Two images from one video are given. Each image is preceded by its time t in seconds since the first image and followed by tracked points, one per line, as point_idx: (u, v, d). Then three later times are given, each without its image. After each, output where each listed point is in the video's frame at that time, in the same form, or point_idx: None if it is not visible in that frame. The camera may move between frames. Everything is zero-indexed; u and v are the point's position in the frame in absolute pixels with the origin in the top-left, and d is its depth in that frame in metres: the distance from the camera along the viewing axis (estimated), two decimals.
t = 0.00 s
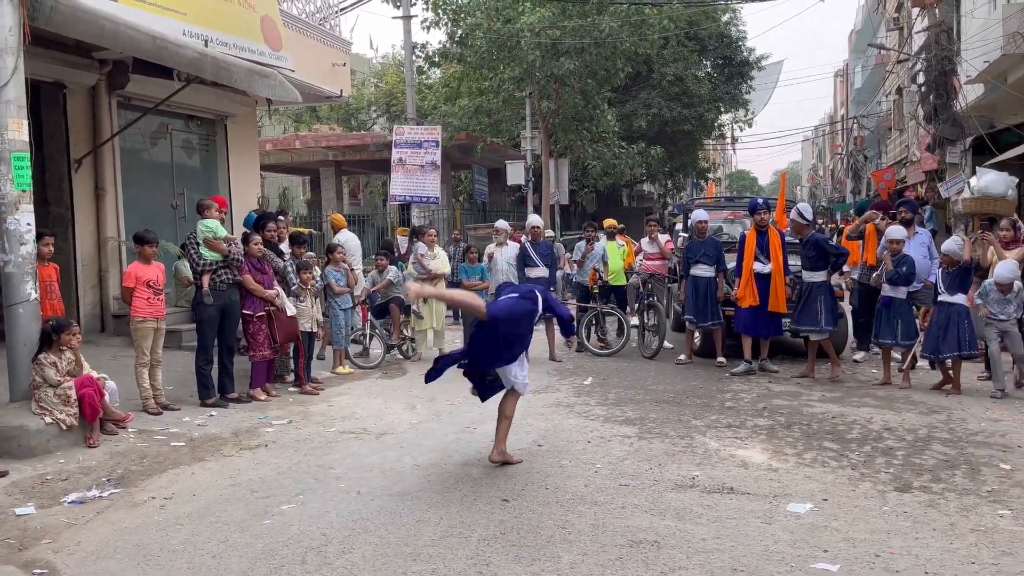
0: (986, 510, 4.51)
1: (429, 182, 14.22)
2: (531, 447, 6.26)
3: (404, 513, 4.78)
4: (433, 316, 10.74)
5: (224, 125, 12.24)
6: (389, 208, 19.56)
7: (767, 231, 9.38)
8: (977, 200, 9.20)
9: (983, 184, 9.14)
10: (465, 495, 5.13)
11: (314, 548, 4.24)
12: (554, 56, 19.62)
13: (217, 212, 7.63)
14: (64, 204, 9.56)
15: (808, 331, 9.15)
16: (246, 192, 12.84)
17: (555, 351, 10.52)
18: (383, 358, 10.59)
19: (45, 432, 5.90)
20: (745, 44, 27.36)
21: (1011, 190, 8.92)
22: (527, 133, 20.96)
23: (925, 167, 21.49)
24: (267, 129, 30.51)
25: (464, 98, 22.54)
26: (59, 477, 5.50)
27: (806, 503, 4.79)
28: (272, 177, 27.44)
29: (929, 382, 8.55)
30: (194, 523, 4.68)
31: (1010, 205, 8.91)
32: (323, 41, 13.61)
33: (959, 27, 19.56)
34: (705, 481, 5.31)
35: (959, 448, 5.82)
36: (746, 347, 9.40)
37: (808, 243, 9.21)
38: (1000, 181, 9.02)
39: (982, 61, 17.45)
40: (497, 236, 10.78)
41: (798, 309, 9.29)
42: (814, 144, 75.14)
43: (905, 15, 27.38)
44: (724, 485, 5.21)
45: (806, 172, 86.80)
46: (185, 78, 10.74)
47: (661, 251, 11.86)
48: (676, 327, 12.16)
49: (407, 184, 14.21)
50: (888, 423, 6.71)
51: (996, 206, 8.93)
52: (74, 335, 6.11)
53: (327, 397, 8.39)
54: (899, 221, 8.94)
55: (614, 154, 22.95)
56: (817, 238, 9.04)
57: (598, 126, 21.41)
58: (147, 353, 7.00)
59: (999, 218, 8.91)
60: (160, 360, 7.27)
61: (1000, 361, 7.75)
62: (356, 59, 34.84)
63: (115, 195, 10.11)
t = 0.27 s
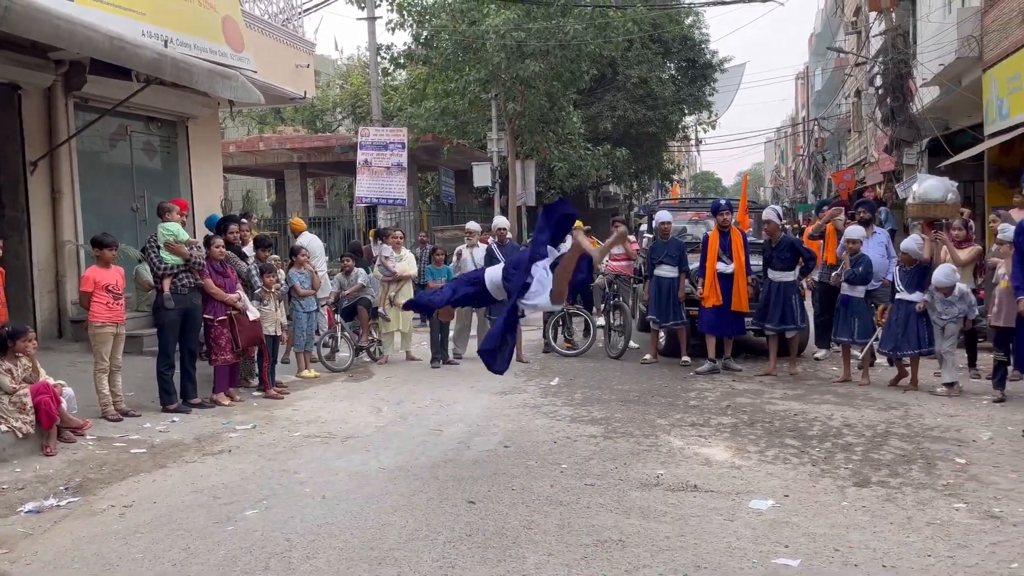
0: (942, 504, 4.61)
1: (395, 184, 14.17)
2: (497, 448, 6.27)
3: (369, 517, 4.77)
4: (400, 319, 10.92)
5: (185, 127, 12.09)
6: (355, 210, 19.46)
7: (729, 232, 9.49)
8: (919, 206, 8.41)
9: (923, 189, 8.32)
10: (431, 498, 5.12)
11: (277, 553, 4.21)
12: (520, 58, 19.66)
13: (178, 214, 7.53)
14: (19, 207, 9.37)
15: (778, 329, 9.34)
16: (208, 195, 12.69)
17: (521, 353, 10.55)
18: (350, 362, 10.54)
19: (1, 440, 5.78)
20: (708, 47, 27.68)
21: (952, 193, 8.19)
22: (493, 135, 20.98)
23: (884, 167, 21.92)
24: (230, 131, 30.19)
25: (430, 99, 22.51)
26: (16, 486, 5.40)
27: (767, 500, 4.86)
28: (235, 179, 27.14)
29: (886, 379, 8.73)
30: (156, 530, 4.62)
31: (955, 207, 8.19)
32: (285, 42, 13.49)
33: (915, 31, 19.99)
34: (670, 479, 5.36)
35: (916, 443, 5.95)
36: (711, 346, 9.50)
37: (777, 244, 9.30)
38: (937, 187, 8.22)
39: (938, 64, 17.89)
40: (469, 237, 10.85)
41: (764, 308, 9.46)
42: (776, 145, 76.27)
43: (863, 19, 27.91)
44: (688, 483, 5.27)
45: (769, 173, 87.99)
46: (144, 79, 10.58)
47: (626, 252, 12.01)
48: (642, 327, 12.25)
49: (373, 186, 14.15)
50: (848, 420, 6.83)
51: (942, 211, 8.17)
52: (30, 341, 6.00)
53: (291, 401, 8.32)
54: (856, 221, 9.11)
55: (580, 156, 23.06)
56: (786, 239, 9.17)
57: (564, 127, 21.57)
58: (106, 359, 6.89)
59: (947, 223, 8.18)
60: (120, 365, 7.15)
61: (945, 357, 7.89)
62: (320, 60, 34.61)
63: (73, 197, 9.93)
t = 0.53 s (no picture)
0: (884, 494, 4.72)
1: (347, 184, 14.06)
2: (450, 449, 6.26)
3: (318, 521, 4.71)
4: (352, 320, 10.78)
5: (128, 126, 11.82)
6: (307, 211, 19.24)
7: (679, 230, 9.61)
8: (851, 204, 8.94)
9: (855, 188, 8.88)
10: (381, 500, 5.08)
11: (222, 561, 4.14)
12: (472, 58, 19.63)
13: (121, 216, 7.36)
14: None
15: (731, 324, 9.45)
16: (154, 196, 12.43)
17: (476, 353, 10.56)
18: (302, 365, 10.43)
19: None
20: (659, 48, 27.98)
21: (880, 192, 8.84)
22: (445, 135, 20.92)
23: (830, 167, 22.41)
24: (177, 130, 29.60)
25: (382, 99, 22.36)
26: None
27: (714, 494, 4.92)
28: (183, 180, 26.62)
29: (830, 374, 8.95)
30: (97, 540, 4.51)
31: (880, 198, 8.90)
32: (232, 40, 13.27)
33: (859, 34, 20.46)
34: (620, 477, 5.41)
35: (859, 436, 6.10)
36: (664, 344, 9.59)
37: (733, 241, 9.39)
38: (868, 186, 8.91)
39: (881, 66, 18.37)
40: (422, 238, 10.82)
41: (717, 304, 9.54)
42: (728, 145, 77.49)
43: (809, 22, 28.49)
44: (638, 480, 5.32)
45: (719, 173, 89.62)
46: (84, 77, 10.31)
47: (578, 251, 12.11)
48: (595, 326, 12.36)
49: (324, 186, 14.01)
50: (793, 414, 6.98)
51: (874, 210, 8.80)
52: None
53: (240, 405, 8.19)
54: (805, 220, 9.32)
55: (534, 156, 23.12)
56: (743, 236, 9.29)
57: (519, 128, 21.60)
58: (45, 365, 6.70)
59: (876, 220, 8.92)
60: (60, 371, 6.96)
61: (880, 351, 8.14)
62: (270, 58, 34.15)
63: (10, 199, 9.64)
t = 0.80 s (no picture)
0: (831, 485, 4.82)
1: (302, 181, 13.90)
2: (406, 448, 6.23)
3: (270, 523, 4.65)
4: (307, 319, 10.68)
5: (73, 122, 11.53)
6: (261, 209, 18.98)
7: (635, 227, 9.70)
8: (791, 203, 10.08)
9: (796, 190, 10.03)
10: (335, 501, 5.04)
11: (171, 566, 4.06)
12: (428, 55, 19.52)
13: (65, 215, 7.18)
14: None
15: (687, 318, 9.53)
16: (101, 194, 12.14)
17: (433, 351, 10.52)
18: (256, 365, 10.28)
19: None
20: (615, 46, 28.14)
21: (817, 191, 9.99)
22: (401, 132, 20.79)
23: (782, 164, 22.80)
24: (126, 127, 28.98)
25: (337, 95, 22.15)
26: None
27: (668, 488, 4.98)
28: (133, 177, 26.07)
29: (781, 367, 9.10)
30: (41, 547, 4.40)
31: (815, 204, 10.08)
32: (181, 34, 13.01)
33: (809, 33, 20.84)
34: (575, 472, 5.44)
35: (808, 428, 6.22)
36: (619, 339, 9.65)
37: (687, 237, 9.50)
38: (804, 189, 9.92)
39: (830, 66, 18.73)
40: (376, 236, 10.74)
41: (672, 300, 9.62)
42: (683, 142, 78.35)
43: (762, 21, 28.90)
44: (593, 475, 5.36)
45: (675, 171, 90.54)
46: (25, 71, 10.01)
47: (536, 249, 12.13)
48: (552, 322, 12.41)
49: (279, 183, 13.83)
50: (745, 408, 7.09)
51: (813, 206, 10.07)
52: None
53: (192, 407, 8.05)
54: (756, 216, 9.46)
55: (491, 153, 23.10)
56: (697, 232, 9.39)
57: (475, 125, 21.56)
58: None
59: (813, 217, 10.26)
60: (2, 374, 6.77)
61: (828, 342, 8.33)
62: (222, 53, 33.61)
63: None
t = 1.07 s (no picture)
0: (791, 477, 4.87)
1: (263, 176, 13.70)
2: (367, 446, 6.17)
3: (228, 524, 4.57)
4: (267, 316, 10.54)
5: (24, 115, 11.23)
6: (221, 203, 18.69)
7: (598, 222, 9.72)
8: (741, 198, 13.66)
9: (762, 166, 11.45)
10: (294, 500, 4.96)
11: (124, 570, 3.97)
12: (390, 49, 19.35)
13: (14, 210, 6.99)
14: None
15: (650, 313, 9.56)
16: (53, 188, 11.85)
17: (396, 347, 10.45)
18: (215, 362, 10.11)
19: None
20: (579, 41, 28.18)
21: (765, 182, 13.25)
22: (364, 126, 20.59)
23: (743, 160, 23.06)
24: (81, 120, 28.35)
25: (299, 88, 21.89)
26: None
27: (630, 483, 4.99)
28: (88, 172, 25.51)
29: (743, 361, 9.19)
30: None
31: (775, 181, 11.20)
32: (136, 25, 12.74)
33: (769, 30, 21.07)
34: (538, 468, 5.43)
35: (769, 421, 6.29)
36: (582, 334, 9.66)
37: (649, 232, 9.54)
38: (753, 181, 13.18)
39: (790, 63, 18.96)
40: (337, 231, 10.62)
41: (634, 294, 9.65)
42: (646, 137, 78.84)
43: (724, 17, 29.15)
44: (556, 470, 5.35)
45: (639, 166, 91.10)
46: None
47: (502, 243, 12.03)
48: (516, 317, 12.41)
49: (239, 177, 13.61)
50: (707, 401, 7.15)
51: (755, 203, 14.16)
52: None
53: (148, 406, 7.89)
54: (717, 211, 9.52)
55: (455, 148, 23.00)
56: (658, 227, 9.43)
57: (439, 119, 21.45)
58: None
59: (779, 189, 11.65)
60: None
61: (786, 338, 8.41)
62: (180, 45, 33.02)
63: None
